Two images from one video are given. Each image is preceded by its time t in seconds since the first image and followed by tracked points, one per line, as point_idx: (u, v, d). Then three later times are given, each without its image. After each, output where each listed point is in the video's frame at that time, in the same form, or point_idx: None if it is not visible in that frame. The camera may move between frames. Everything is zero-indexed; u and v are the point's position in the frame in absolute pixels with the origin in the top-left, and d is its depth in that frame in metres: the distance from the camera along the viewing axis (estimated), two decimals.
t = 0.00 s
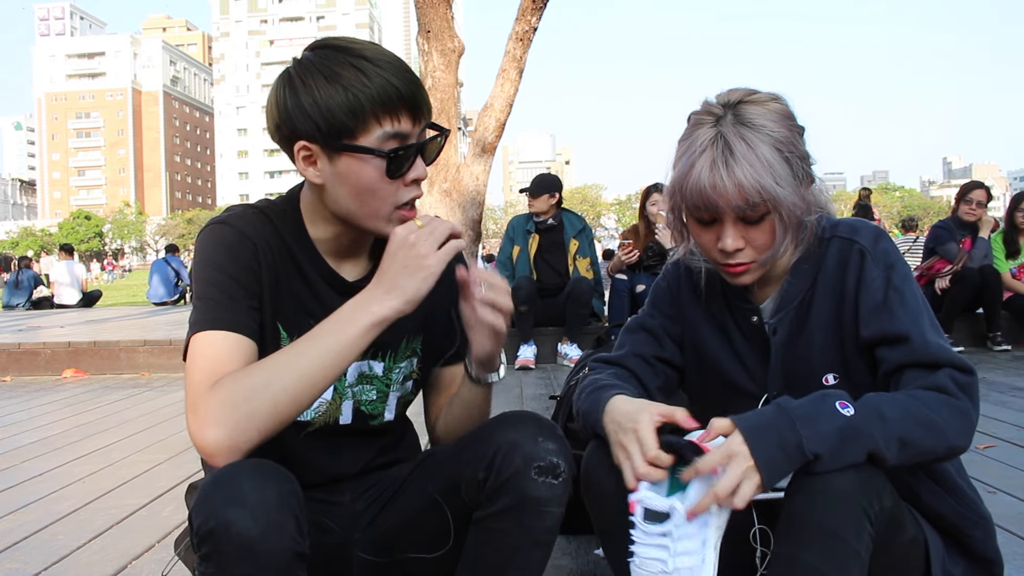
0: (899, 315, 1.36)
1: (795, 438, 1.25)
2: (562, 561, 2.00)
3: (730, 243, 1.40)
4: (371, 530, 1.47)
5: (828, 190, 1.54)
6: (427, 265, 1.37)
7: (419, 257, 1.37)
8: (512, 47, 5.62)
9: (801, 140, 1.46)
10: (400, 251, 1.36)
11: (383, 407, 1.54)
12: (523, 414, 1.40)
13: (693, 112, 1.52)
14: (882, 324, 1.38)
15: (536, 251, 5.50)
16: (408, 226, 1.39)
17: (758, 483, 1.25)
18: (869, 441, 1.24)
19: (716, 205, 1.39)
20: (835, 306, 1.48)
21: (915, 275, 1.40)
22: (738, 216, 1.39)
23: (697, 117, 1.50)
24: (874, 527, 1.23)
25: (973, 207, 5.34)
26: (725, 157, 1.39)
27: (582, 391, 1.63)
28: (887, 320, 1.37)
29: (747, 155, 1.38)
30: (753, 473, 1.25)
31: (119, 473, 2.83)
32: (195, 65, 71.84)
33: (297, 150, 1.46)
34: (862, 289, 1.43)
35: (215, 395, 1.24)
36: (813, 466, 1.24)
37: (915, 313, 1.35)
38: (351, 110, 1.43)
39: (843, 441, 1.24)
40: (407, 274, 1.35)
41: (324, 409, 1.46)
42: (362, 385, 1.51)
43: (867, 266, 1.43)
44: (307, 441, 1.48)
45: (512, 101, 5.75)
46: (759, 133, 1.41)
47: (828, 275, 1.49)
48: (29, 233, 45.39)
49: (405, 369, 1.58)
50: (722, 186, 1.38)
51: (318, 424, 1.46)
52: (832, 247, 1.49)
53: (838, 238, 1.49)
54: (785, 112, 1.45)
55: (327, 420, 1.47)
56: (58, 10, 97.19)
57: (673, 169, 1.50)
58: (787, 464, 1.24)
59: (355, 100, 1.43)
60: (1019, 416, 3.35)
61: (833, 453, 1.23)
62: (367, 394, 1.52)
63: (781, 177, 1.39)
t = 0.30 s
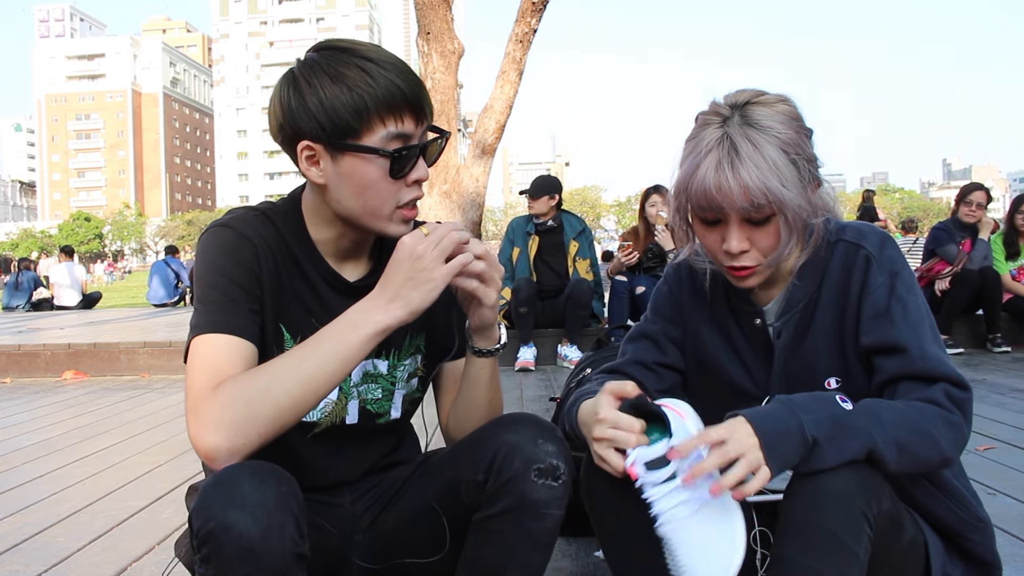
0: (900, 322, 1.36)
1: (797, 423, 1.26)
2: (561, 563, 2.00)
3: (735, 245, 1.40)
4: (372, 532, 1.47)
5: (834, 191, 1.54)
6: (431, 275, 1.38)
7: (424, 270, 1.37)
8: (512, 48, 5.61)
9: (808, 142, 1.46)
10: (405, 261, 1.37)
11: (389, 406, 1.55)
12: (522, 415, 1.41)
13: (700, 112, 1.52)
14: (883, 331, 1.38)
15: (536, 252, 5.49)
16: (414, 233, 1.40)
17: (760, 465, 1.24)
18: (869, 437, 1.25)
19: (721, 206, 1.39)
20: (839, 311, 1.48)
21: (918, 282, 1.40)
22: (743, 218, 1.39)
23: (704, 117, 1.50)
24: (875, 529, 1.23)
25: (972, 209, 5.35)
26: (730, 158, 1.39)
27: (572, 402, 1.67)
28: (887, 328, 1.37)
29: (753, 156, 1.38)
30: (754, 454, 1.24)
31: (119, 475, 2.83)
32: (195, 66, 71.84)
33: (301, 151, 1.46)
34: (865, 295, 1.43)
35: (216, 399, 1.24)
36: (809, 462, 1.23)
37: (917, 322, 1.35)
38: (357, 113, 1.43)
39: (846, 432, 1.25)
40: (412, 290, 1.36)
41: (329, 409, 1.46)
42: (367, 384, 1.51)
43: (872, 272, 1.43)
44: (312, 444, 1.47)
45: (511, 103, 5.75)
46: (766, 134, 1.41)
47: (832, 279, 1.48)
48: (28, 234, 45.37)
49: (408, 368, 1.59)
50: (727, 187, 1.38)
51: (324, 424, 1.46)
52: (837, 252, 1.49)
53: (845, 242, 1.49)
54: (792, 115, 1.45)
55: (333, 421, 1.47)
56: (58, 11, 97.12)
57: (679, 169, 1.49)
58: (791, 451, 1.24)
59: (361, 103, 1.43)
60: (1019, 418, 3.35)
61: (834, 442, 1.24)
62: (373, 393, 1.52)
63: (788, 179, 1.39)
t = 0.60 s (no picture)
0: (903, 319, 1.36)
1: (792, 435, 1.26)
2: (561, 564, 2.00)
3: (740, 245, 1.40)
4: (372, 532, 1.47)
5: (838, 190, 1.53)
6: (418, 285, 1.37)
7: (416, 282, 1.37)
8: (512, 49, 5.61)
9: (813, 143, 1.46)
10: (401, 267, 1.37)
11: (388, 408, 1.55)
12: (520, 416, 1.41)
13: (706, 112, 1.52)
14: (885, 328, 1.38)
15: (536, 253, 5.50)
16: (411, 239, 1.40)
17: (747, 477, 1.27)
18: (869, 446, 1.24)
19: (726, 207, 1.39)
20: (841, 310, 1.48)
21: (920, 280, 1.40)
22: (749, 218, 1.39)
23: (710, 117, 1.50)
24: (875, 530, 1.23)
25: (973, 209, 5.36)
26: (737, 159, 1.39)
27: (563, 409, 1.75)
28: (890, 324, 1.37)
29: (759, 158, 1.38)
30: (743, 464, 1.27)
31: (119, 475, 2.83)
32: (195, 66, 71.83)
33: (299, 152, 1.46)
34: (867, 293, 1.43)
35: (205, 405, 1.25)
36: (807, 469, 1.25)
37: (919, 318, 1.35)
38: (360, 114, 1.43)
39: (846, 444, 1.24)
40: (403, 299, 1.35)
41: (327, 412, 1.46)
42: (365, 387, 1.51)
43: (874, 270, 1.43)
44: (311, 447, 1.47)
45: (512, 103, 5.75)
46: (772, 135, 1.41)
47: (835, 278, 1.48)
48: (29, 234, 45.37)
49: (406, 369, 1.59)
50: (733, 188, 1.37)
51: (321, 427, 1.46)
52: (839, 250, 1.49)
53: (847, 240, 1.49)
54: (798, 116, 1.45)
55: (331, 424, 1.47)
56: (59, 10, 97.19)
57: (685, 169, 1.49)
58: (780, 461, 1.26)
59: (365, 104, 1.43)
60: (1019, 418, 3.35)
61: (832, 456, 1.23)
62: (371, 395, 1.52)
63: (794, 180, 1.39)
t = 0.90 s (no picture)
0: (900, 316, 1.36)
1: (785, 435, 1.26)
2: (559, 563, 2.00)
3: (740, 245, 1.40)
4: (370, 531, 1.47)
5: (836, 189, 1.54)
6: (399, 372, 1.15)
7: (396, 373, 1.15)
8: (511, 48, 5.61)
9: (814, 143, 1.46)
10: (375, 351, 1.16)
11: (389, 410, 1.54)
12: (515, 415, 1.41)
13: (705, 111, 1.52)
14: (883, 325, 1.38)
15: (534, 253, 5.50)
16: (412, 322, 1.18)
17: (747, 482, 1.26)
18: (864, 442, 1.24)
19: (727, 206, 1.39)
20: (839, 307, 1.48)
21: (917, 277, 1.40)
22: (750, 218, 1.39)
23: (709, 117, 1.50)
24: (874, 530, 1.23)
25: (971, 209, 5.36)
26: (738, 159, 1.39)
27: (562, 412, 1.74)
28: (887, 321, 1.37)
29: (761, 157, 1.38)
30: (740, 469, 1.26)
31: (117, 474, 2.83)
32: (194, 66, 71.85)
33: (297, 157, 1.47)
34: (864, 290, 1.43)
35: (167, 431, 1.23)
36: (803, 469, 1.25)
37: (916, 314, 1.35)
38: (359, 114, 1.43)
39: (841, 442, 1.24)
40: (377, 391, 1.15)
41: (328, 416, 1.47)
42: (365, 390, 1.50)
43: (871, 268, 1.43)
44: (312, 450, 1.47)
45: (510, 103, 5.74)
46: (773, 135, 1.41)
47: (832, 276, 1.48)
48: (28, 233, 45.33)
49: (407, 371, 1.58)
50: (734, 187, 1.37)
51: (323, 431, 1.47)
52: (836, 249, 1.49)
53: (844, 239, 1.49)
54: (799, 116, 1.45)
55: (332, 427, 1.48)
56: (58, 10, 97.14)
57: (686, 169, 1.49)
58: (778, 464, 1.26)
59: (364, 104, 1.43)
60: (1017, 418, 3.35)
61: (828, 454, 1.23)
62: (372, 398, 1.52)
63: (795, 179, 1.39)
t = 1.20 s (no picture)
0: (895, 315, 1.36)
1: (780, 437, 1.26)
2: (557, 565, 1.99)
3: (736, 249, 1.40)
4: (367, 532, 1.47)
5: (831, 192, 1.54)
6: (350, 350, 1.15)
7: (346, 353, 1.15)
8: (510, 50, 5.60)
9: (809, 147, 1.46)
10: (298, 340, 1.13)
11: (386, 412, 1.54)
12: (500, 416, 1.41)
13: (701, 115, 1.52)
14: (878, 325, 1.38)
15: (533, 254, 5.50)
16: (321, 299, 1.13)
17: (746, 488, 1.26)
18: (861, 441, 1.24)
19: (722, 211, 1.39)
20: (835, 308, 1.48)
21: (912, 276, 1.40)
22: (744, 223, 1.39)
23: (705, 121, 1.50)
24: (873, 531, 1.22)
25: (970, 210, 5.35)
26: (733, 164, 1.39)
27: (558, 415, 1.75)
28: (882, 321, 1.37)
29: (756, 162, 1.38)
30: (738, 476, 1.26)
31: (115, 475, 2.83)
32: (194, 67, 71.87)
33: (291, 162, 1.47)
34: (859, 291, 1.43)
35: (165, 441, 1.26)
36: (801, 470, 1.25)
37: (911, 313, 1.35)
38: (354, 119, 1.43)
39: (836, 441, 1.24)
40: (338, 371, 1.17)
41: (324, 418, 1.47)
42: (361, 392, 1.51)
43: (865, 268, 1.43)
44: (309, 452, 1.47)
45: (509, 104, 5.75)
46: (768, 139, 1.41)
47: (827, 276, 1.48)
48: (27, 234, 45.28)
49: (403, 374, 1.59)
50: (730, 193, 1.37)
51: (320, 434, 1.47)
52: (831, 250, 1.49)
53: (838, 240, 1.49)
54: (795, 120, 1.45)
55: (329, 430, 1.48)
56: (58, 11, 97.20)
57: (681, 173, 1.49)
58: (775, 467, 1.25)
59: (358, 110, 1.43)
60: (1016, 419, 3.35)
61: (824, 454, 1.23)
62: (368, 400, 1.52)
63: (789, 184, 1.40)
